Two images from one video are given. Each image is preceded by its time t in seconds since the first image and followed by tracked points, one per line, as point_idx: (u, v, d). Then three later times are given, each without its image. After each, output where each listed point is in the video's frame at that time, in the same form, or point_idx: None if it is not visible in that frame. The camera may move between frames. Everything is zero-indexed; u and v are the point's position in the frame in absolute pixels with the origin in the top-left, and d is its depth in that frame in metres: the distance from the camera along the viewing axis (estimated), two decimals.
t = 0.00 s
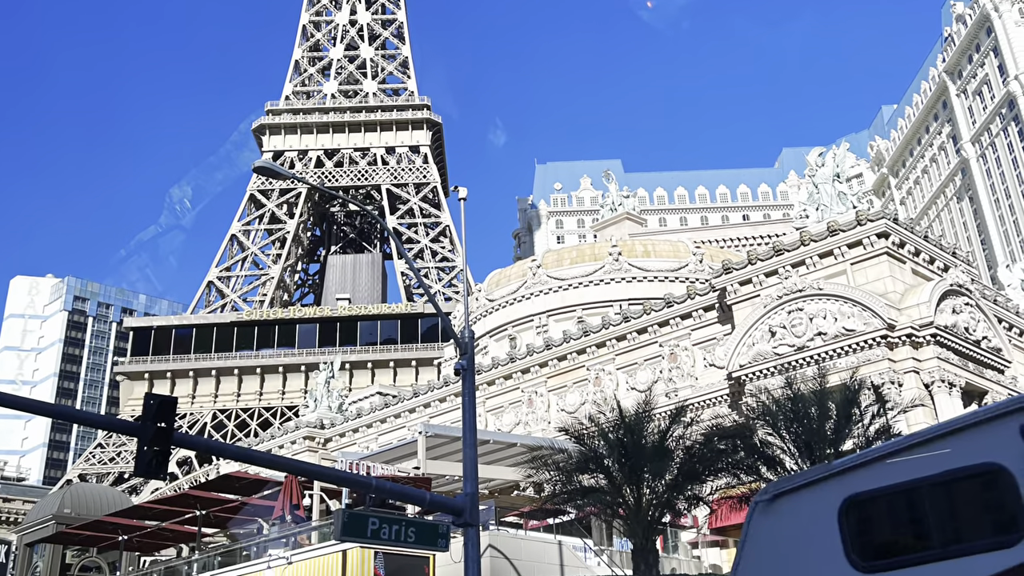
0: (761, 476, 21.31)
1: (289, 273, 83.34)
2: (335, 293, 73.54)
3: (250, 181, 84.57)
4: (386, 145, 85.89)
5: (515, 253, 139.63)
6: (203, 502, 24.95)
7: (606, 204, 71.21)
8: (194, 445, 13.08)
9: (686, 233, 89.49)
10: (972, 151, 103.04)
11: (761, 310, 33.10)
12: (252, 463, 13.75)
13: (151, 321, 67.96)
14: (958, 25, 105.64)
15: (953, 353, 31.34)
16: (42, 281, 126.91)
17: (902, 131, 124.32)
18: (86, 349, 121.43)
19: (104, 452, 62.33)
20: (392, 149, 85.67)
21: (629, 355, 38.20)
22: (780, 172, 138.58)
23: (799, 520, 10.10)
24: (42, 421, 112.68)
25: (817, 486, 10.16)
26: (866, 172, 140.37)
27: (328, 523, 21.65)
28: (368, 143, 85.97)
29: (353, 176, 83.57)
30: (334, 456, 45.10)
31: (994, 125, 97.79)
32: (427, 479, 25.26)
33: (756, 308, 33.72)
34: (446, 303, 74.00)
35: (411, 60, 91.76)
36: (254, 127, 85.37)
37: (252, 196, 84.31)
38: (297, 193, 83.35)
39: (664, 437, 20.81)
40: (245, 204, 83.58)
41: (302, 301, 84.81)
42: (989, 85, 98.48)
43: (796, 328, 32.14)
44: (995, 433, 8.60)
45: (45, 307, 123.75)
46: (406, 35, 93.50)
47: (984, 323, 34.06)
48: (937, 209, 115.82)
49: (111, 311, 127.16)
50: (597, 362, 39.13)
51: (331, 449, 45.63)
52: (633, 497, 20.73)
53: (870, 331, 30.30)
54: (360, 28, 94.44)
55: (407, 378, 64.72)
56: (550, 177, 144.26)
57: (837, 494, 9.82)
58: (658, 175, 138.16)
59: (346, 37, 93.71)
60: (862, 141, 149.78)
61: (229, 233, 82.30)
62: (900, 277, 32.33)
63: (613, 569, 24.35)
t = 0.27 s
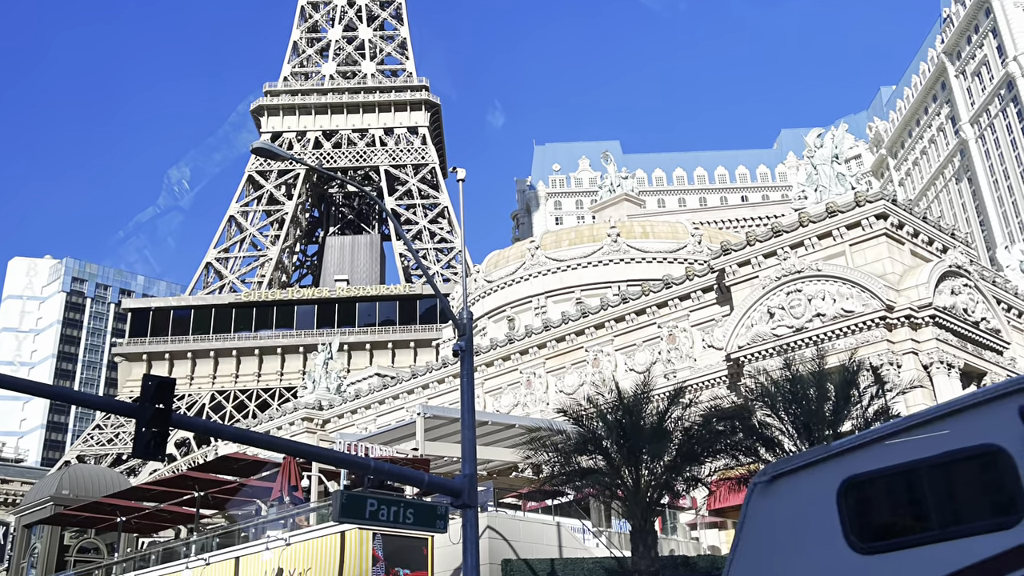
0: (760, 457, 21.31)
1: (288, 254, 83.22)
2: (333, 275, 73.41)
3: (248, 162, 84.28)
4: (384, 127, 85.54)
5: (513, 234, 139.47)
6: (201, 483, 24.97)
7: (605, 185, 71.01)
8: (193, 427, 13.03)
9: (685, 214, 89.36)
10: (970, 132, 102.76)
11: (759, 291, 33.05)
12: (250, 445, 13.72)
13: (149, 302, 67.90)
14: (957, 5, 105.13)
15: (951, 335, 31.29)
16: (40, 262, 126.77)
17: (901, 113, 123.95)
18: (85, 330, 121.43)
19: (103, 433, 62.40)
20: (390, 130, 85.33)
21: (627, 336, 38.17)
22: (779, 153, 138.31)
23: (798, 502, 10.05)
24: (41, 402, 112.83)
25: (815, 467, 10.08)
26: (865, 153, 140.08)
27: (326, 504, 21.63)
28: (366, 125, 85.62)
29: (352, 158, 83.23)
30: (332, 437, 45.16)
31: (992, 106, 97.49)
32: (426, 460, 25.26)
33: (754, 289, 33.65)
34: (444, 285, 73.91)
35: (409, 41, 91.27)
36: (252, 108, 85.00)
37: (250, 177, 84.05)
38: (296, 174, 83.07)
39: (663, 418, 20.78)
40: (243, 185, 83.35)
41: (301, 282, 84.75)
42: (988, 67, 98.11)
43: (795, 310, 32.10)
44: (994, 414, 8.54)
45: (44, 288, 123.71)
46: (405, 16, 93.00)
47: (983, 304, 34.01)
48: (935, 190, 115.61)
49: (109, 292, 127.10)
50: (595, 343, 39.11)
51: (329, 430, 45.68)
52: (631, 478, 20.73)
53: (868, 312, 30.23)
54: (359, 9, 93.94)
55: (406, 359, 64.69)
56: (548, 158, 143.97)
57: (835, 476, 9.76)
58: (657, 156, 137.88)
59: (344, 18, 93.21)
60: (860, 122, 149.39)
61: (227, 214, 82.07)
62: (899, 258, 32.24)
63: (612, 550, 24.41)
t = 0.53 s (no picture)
0: (758, 439, 21.34)
1: (286, 235, 83.07)
2: (331, 256, 73.29)
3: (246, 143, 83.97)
4: (382, 108, 85.23)
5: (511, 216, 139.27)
6: (199, 465, 24.96)
7: (603, 166, 70.84)
8: (191, 408, 12.97)
9: (683, 195, 89.23)
10: (969, 113, 102.50)
11: (758, 272, 32.99)
12: (249, 426, 13.67)
13: (147, 283, 67.81)
14: None
15: (950, 316, 31.25)
16: (38, 244, 126.57)
17: (899, 94, 123.64)
18: (83, 312, 121.38)
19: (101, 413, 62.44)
20: (388, 112, 85.01)
21: (626, 318, 38.15)
22: (777, 135, 138.06)
23: (796, 482, 9.98)
24: (39, 383, 112.93)
25: (814, 448, 10.03)
26: (864, 134, 139.81)
27: (325, 486, 21.63)
28: (365, 106, 85.30)
29: (350, 139, 82.88)
30: (330, 419, 45.20)
31: (991, 87, 97.23)
32: (424, 442, 25.25)
33: (753, 270, 33.58)
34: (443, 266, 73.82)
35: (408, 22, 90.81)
36: (250, 89, 84.62)
37: (249, 158, 83.76)
38: (294, 155, 82.76)
39: (661, 399, 20.78)
40: (242, 166, 83.10)
41: (299, 264, 84.64)
42: (987, 48, 97.78)
43: (794, 291, 32.05)
44: (993, 395, 8.50)
45: (42, 269, 123.61)
46: None
47: (981, 286, 33.94)
48: (934, 171, 115.47)
49: (107, 274, 127.01)
50: (594, 324, 39.06)
51: (328, 411, 45.72)
52: (629, 459, 20.73)
53: (867, 293, 30.18)
54: None
55: (404, 340, 64.68)
56: (547, 140, 143.61)
57: (834, 457, 9.72)
58: (656, 137, 137.57)
59: None
60: (859, 103, 149.04)
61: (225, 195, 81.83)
62: (898, 239, 32.14)
63: (610, 532, 24.47)
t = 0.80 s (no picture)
0: (757, 420, 21.34)
1: (285, 216, 82.91)
2: (329, 237, 73.14)
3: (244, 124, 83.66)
4: (381, 89, 84.88)
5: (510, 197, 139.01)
6: (197, 446, 24.96)
7: (602, 147, 70.62)
8: (190, 389, 12.92)
9: (682, 177, 89.02)
10: (968, 95, 102.15)
11: (757, 253, 32.93)
12: (247, 407, 13.62)
13: (145, 265, 67.73)
14: None
15: (949, 298, 31.21)
16: (36, 225, 126.45)
17: (898, 75, 123.22)
18: (81, 293, 121.25)
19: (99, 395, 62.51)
20: (387, 93, 84.67)
21: (624, 299, 38.12)
22: (776, 116, 137.67)
23: (795, 464, 9.92)
24: (37, 364, 112.97)
25: (813, 430, 9.97)
26: (862, 115, 139.40)
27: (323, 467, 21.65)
28: (363, 87, 84.94)
29: (349, 120, 82.49)
30: (328, 400, 45.26)
31: (990, 69, 96.84)
32: (423, 423, 25.26)
33: (751, 251, 33.50)
34: (441, 247, 73.71)
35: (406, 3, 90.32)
36: (249, 71, 84.24)
37: (247, 139, 83.48)
38: (292, 137, 82.45)
39: (660, 380, 20.75)
40: (240, 148, 82.83)
41: (297, 245, 84.52)
42: (986, 29, 97.33)
43: (792, 272, 31.99)
44: (992, 376, 8.46)
45: (40, 250, 123.60)
46: None
47: (980, 267, 33.87)
48: (932, 153, 115.22)
49: (105, 255, 126.80)
50: (593, 306, 39.02)
51: (326, 392, 45.78)
52: (628, 441, 20.73)
53: (866, 275, 30.11)
54: None
55: (403, 321, 64.63)
56: (545, 121, 143.16)
57: (832, 438, 9.68)
58: (654, 118, 137.20)
59: None
60: (858, 84, 148.57)
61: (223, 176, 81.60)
62: (896, 220, 32.06)
63: (608, 513, 24.53)
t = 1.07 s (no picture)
0: (755, 401, 21.36)
1: (283, 198, 82.70)
2: (328, 218, 72.99)
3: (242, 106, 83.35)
4: (380, 70, 84.53)
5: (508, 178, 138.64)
6: (196, 428, 24.96)
7: (600, 128, 70.36)
8: (188, 370, 12.90)
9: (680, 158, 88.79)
10: (966, 76, 101.74)
11: (756, 235, 32.87)
12: (245, 388, 13.58)
13: (143, 246, 67.62)
14: None
15: (948, 279, 31.19)
16: (34, 206, 126.19)
17: (897, 56, 122.74)
18: (79, 275, 121.06)
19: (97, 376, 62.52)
20: (385, 74, 84.33)
21: (623, 280, 38.08)
22: (775, 97, 137.19)
23: (793, 445, 9.90)
24: (35, 345, 112.94)
25: (811, 411, 9.94)
26: (861, 96, 138.95)
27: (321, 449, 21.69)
28: (362, 68, 84.58)
29: (347, 101, 82.09)
30: (327, 380, 45.31)
31: (989, 50, 96.40)
32: (421, 404, 25.26)
33: (750, 233, 33.44)
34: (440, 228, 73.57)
35: None
36: (247, 52, 83.86)
37: (245, 121, 83.20)
38: (290, 118, 82.10)
39: (659, 361, 20.73)
40: (238, 129, 82.57)
41: (296, 226, 84.36)
42: (985, 9, 96.85)
43: (791, 253, 31.93)
44: (989, 358, 8.43)
45: (38, 232, 123.26)
46: None
47: (979, 248, 33.80)
48: (931, 134, 114.88)
49: (103, 236, 126.52)
50: (591, 287, 38.98)
51: (324, 373, 45.81)
52: (627, 422, 20.75)
53: (865, 256, 30.06)
54: None
55: (401, 303, 64.60)
56: (544, 102, 142.66)
57: (831, 420, 9.64)
58: (653, 99, 136.75)
59: None
60: (856, 65, 148.05)
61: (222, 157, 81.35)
62: (895, 201, 31.98)
63: (606, 494, 24.57)
